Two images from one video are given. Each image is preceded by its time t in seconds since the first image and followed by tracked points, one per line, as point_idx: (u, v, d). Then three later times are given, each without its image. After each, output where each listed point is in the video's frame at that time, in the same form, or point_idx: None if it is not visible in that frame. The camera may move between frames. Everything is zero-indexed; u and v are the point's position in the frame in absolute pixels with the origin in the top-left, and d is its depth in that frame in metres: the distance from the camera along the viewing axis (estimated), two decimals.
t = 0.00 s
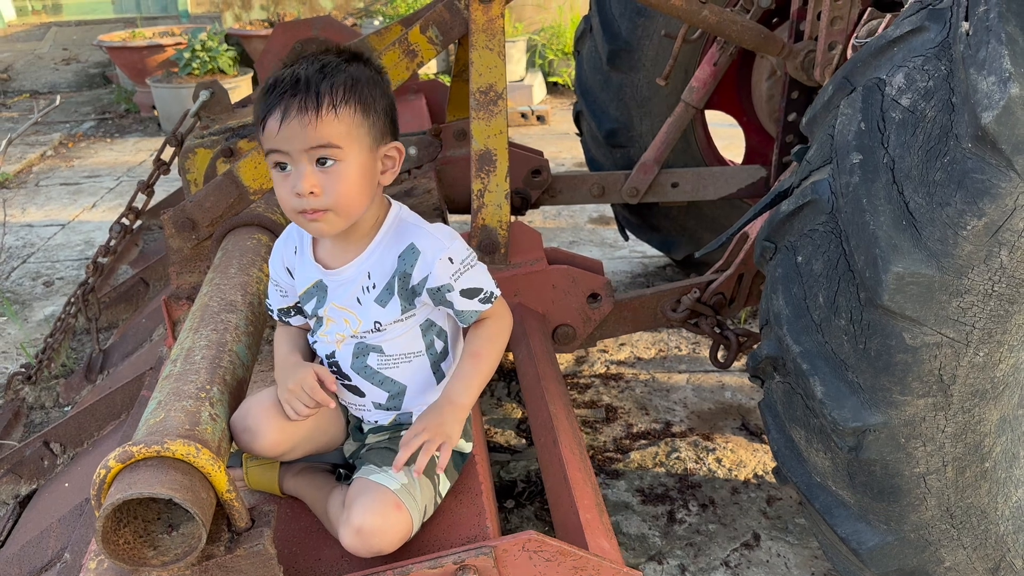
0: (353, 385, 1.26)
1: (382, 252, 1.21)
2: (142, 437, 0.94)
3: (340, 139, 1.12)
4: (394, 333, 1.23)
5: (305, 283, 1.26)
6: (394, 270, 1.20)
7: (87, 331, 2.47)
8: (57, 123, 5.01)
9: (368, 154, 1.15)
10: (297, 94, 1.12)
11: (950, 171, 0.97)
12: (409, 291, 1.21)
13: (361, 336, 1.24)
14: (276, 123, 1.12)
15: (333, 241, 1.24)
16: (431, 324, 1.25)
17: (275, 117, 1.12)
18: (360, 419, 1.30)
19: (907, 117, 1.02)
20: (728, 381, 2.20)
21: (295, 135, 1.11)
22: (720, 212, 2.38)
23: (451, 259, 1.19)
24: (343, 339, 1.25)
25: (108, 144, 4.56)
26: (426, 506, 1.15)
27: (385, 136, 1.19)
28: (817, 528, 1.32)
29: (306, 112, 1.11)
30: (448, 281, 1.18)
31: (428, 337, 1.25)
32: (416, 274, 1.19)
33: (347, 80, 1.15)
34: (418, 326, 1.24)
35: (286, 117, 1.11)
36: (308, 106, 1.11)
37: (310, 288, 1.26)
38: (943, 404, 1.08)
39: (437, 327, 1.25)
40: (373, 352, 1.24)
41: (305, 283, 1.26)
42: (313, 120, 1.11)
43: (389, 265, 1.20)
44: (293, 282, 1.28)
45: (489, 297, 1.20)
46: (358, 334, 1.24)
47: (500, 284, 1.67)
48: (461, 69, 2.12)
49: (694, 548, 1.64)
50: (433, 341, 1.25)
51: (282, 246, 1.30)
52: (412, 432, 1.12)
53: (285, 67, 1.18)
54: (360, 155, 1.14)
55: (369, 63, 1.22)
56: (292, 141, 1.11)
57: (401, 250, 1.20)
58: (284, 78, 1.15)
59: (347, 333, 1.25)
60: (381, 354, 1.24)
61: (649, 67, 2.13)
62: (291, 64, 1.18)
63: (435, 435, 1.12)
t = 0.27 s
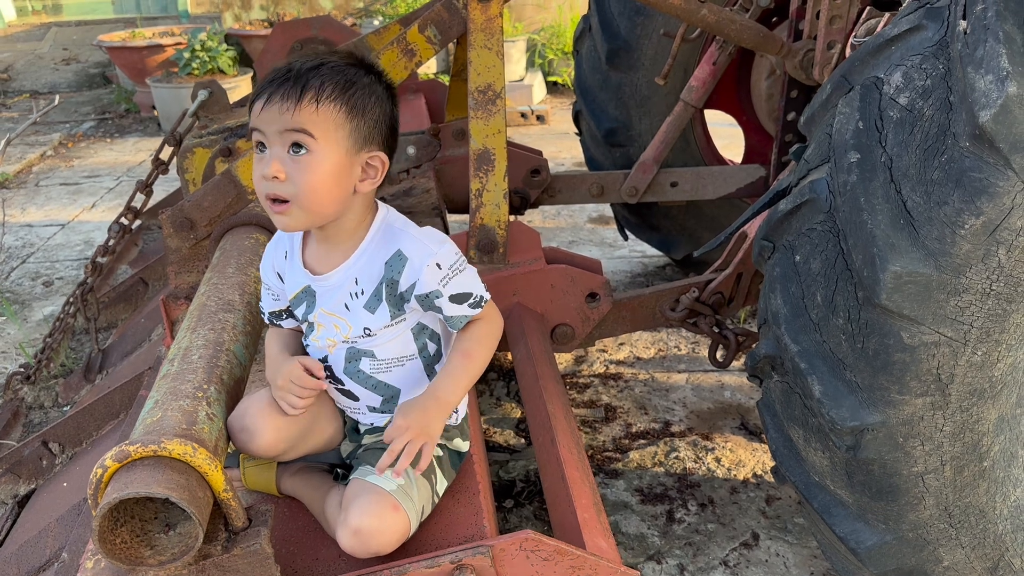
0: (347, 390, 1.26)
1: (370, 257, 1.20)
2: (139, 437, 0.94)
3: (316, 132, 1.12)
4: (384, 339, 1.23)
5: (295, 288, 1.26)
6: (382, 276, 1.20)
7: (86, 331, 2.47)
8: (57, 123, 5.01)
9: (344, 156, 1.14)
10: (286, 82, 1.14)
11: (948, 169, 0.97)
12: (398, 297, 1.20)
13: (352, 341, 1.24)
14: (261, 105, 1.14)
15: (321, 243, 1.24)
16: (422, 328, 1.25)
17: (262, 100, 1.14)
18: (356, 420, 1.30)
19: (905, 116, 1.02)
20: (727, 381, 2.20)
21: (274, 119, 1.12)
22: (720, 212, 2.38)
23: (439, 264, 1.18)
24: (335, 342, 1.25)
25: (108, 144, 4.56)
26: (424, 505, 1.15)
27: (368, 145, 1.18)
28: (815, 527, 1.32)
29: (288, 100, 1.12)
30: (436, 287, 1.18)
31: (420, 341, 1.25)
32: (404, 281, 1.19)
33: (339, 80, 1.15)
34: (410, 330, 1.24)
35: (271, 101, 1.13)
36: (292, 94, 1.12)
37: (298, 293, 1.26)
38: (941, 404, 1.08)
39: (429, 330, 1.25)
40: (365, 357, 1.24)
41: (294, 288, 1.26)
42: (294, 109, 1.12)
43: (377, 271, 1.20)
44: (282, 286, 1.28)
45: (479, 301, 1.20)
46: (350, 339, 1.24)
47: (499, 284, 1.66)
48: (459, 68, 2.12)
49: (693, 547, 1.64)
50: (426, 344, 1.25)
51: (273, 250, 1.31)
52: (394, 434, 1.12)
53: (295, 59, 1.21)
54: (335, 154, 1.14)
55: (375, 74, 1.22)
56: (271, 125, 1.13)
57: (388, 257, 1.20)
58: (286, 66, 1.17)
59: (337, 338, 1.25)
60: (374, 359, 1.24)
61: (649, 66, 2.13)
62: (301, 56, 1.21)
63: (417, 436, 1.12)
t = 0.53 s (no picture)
0: (339, 388, 1.26)
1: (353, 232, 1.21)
2: (140, 435, 0.94)
3: (339, 102, 1.16)
4: (368, 340, 1.22)
5: (289, 262, 1.28)
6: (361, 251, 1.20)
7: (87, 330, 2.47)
8: (58, 122, 5.02)
9: (360, 133, 1.17)
10: (322, 55, 1.19)
11: (949, 168, 0.97)
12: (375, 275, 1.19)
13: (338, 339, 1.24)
14: (293, 71, 1.19)
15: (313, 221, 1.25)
16: (409, 333, 1.23)
17: (295, 67, 1.19)
18: (352, 421, 1.28)
19: (906, 114, 1.02)
20: (728, 380, 2.20)
21: (302, 83, 1.16)
22: (721, 211, 2.38)
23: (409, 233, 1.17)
24: (321, 331, 1.26)
25: (109, 144, 4.56)
26: (416, 510, 1.15)
27: (384, 131, 1.21)
28: (816, 526, 1.32)
29: (321, 67, 1.17)
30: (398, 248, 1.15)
31: (408, 346, 1.23)
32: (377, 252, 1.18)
33: (371, 66, 1.21)
34: (396, 336, 1.22)
35: (303, 67, 1.18)
36: (325, 64, 1.17)
37: (291, 267, 1.28)
38: (942, 402, 1.08)
39: (417, 335, 1.23)
40: (351, 360, 1.24)
41: (289, 262, 1.29)
42: (323, 76, 1.16)
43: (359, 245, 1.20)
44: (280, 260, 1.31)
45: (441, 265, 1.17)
46: (336, 339, 1.24)
47: (500, 282, 1.67)
48: (461, 67, 2.12)
49: (694, 546, 1.64)
50: (414, 349, 1.23)
51: (280, 225, 1.34)
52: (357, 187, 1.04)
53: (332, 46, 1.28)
54: (353, 127, 1.17)
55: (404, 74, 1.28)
56: (297, 87, 1.16)
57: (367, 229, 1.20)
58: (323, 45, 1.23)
59: (324, 323, 1.25)
60: (359, 361, 1.23)
61: (650, 64, 2.13)
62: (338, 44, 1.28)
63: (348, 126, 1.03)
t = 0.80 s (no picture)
0: (342, 380, 1.26)
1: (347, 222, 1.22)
2: (144, 434, 0.94)
3: (352, 98, 1.16)
4: (363, 328, 1.23)
5: (291, 258, 1.29)
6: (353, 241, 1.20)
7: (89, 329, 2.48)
8: (60, 121, 5.02)
9: (370, 130, 1.18)
10: (339, 50, 1.19)
11: (952, 167, 0.97)
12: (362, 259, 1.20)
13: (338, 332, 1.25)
14: (308, 63, 1.19)
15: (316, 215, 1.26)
16: (399, 318, 1.23)
17: (311, 59, 1.19)
18: (354, 422, 1.28)
19: (910, 113, 1.02)
20: (730, 379, 2.20)
21: (317, 76, 1.16)
22: (723, 210, 2.38)
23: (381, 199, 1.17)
24: (322, 326, 1.27)
25: (111, 143, 4.57)
26: (422, 506, 1.15)
27: (395, 130, 1.21)
28: (819, 525, 1.32)
29: (336, 61, 1.17)
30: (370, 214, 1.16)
31: (399, 331, 1.23)
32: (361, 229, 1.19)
33: (388, 65, 1.21)
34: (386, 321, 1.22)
35: (319, 60, 1.18)
36: (342, 59, 1.18)
37: (293, 263, 1.29)
38: (945, 402, 1.08)
39: (408, 320, 1.23)
40: (350, 351, 1.24)
41: (291, 257, 1.29)
42: (339, 71, 1.16)
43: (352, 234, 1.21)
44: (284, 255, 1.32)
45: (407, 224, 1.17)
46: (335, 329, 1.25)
47: (502, 282, 1.67)
48: (463, 66, 2.12)
49: (697, 546, 1.64)
50: (406, 334, 1.23)
51: (285, 222, 1.35)
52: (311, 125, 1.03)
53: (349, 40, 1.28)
54: (363, 123, 1.17)
55: (420, 76, 1.28)
56: (313, 79, 1.17)
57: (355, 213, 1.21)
58: (341, 40, 1.24)
59: (324, 317, 1.26)
60: (357, 352, 1.24)
61: (652, 64, 2.13)
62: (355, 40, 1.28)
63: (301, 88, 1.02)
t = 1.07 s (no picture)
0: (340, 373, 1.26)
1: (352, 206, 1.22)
2: (144, 434, 0.94)
3: (366, 93, 1.16)
4: (364, 316, 1.23)
5: (294, 249, 1.29)
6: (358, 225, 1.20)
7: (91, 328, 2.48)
8: (62, 120, 5.02)
9: (382, 127, 1.17)
10: (355, 46, 1.19)
11: (956, 167, 0.96)
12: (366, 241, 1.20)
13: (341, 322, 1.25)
14: (324, 57, 1.18)
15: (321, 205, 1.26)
16: (398, 306, 1.23)
17: (327, 53, 1.19)
18: (354, 422, 1.28)
19: (913, 113, 1.01)
20: (732, 379, 2.19)
21: (332, 70, 1.16)
22: (726, 210, 2.38)
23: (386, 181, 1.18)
24: (325, 318, 1.27)
25: (113, 142, 4.57)
26: (423, 506, 1.15)
27: (408, 128, 1.21)
28: (821, 526, 1.31)
29: (352, 56, 1.17)
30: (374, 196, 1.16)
31: (399, 319, 1.23)
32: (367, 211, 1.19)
33: (404, 62, 1.21)
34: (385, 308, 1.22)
35: (336, 54, 1.18)
36: (358, 54, 1.17)
37: (297, 254, 1.28)
38: (948, 403, 1.08)
39: (408, 309, 1.24)
40: (351, 341, 1.24)
41: (294, 249, 1.29)
42: (355, 65, 1.16)
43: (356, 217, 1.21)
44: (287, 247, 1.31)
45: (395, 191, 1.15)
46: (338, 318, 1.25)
47: (503, 281, 1.66)
48: (465, 65, 2.11)
49: (698, 546, 1.64)
50: (406, 324, 1.24)
51: (287, 216, 1.34)
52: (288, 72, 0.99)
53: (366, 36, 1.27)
54: (376, 119, 1.17)
55: (435, 75, 1.28)
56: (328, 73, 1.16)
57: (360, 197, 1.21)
58: (358, 35, 1.23)
59: (328, 308, 1.26)
60: (358, 342, 1.24)
61: (654, 63, 2.12)
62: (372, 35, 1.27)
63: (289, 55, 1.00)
